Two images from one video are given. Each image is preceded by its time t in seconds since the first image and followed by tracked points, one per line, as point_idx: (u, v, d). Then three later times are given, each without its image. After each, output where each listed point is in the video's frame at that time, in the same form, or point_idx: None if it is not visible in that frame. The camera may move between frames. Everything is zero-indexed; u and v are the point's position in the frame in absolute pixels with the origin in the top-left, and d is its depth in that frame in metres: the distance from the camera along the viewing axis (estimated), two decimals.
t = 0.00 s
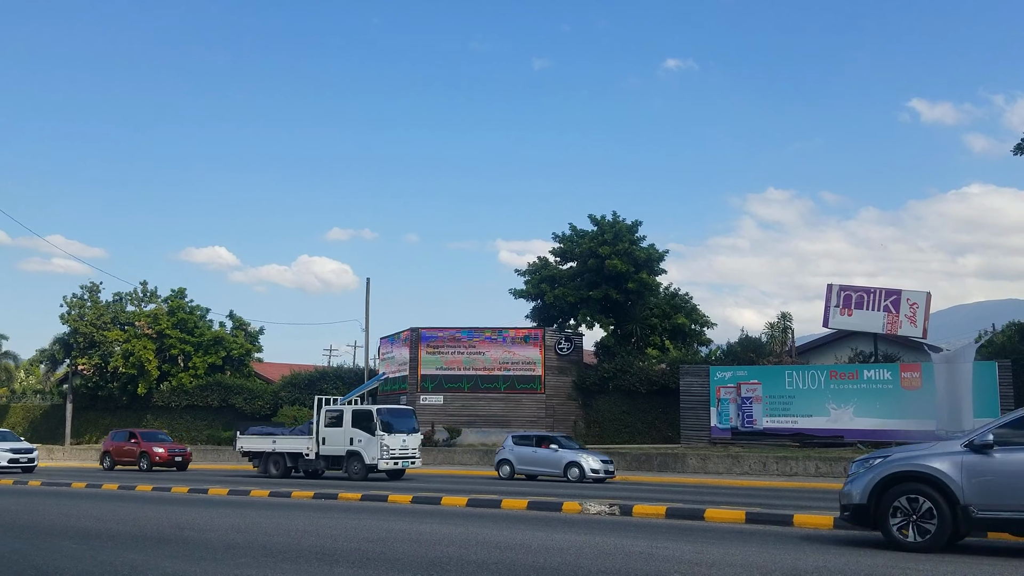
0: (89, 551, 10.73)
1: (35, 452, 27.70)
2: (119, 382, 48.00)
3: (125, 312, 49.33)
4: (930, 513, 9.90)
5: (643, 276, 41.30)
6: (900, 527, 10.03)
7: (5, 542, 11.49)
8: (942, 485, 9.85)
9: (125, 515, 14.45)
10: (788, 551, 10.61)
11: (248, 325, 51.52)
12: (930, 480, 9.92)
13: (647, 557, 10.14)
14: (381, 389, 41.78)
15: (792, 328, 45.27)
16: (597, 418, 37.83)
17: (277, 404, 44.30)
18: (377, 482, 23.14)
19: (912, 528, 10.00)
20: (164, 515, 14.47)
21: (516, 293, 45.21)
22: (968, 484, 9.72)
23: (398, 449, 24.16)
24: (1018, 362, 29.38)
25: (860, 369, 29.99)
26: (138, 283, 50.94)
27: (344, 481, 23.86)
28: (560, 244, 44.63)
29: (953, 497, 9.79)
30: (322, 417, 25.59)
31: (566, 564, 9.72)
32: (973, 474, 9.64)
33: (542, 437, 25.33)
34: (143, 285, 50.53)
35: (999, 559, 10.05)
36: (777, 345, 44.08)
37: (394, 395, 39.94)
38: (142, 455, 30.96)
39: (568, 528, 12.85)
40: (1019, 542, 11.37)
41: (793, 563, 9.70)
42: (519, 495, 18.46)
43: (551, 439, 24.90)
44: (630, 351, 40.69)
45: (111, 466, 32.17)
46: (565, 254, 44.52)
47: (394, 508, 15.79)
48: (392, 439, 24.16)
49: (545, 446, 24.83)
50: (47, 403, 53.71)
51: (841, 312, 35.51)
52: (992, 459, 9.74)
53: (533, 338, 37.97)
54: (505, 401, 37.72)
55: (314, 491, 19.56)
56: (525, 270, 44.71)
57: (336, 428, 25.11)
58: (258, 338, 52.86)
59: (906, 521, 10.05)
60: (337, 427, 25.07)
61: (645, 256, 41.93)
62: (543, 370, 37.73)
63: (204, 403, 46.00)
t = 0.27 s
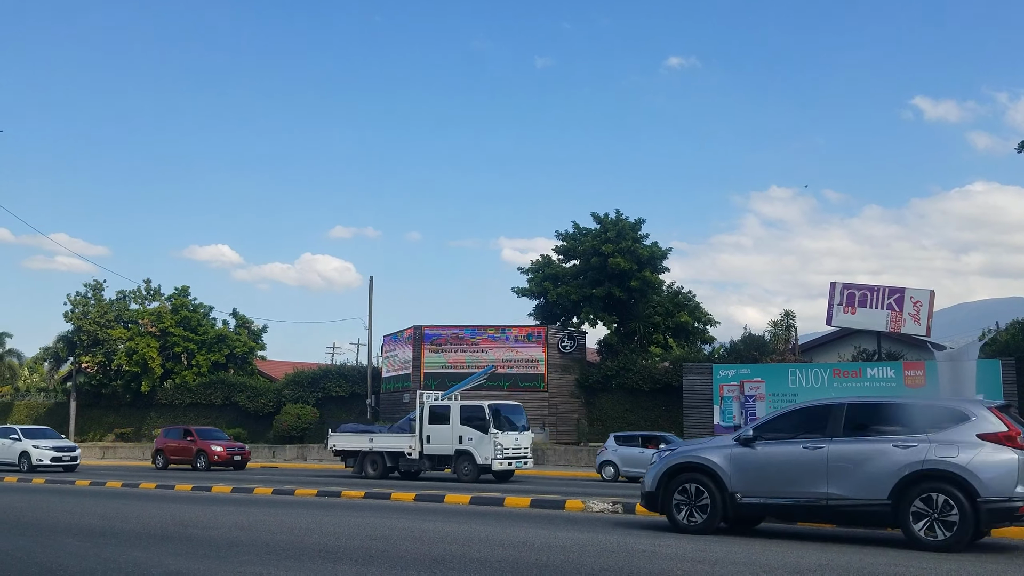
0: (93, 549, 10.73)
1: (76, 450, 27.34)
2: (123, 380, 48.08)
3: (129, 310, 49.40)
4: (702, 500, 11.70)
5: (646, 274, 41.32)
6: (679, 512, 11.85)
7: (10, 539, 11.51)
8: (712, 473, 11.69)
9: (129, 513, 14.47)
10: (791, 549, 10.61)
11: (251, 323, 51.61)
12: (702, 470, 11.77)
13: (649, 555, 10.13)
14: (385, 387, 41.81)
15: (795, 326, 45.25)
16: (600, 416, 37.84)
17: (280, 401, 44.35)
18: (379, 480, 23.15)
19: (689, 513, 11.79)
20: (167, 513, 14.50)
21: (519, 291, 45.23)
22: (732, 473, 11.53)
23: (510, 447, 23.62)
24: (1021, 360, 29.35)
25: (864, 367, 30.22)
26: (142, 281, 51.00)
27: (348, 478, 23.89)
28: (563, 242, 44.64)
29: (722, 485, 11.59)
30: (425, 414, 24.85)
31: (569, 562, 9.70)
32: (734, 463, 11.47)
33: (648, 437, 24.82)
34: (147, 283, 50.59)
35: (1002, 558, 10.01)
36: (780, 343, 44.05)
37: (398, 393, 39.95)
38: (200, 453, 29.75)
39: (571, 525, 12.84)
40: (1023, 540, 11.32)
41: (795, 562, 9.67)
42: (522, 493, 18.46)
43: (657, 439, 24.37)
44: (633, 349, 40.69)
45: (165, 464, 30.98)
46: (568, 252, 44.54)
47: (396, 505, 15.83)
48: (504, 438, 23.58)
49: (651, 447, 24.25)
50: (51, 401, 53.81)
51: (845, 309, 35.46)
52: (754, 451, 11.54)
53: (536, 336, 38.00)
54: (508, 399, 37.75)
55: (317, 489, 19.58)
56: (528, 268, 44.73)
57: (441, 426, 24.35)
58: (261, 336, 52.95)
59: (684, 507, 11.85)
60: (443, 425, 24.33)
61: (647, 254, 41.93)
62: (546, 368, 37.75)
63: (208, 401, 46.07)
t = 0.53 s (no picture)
0: (94, 548, 10.72)
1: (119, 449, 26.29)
2: (123, 380, 48.07)
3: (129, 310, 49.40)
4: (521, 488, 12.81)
5: (646, 274, 41.33)
6: (502, 500, 12.95)
7: (10, 539, 11.50)
8: (528, 465, 12.81)
9: (129, 512, 14.47)
10: (793, 549, 10.61)
11: (251, 323, 51.67)
12: (521, 462, 12.89)
13: (649, 555, 10.13)
14: (385, 387, 41.80)
15: (796, 325, 45.26)
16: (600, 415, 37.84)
17: (281, 401, 44.33)
18: (380, 479, 23.14)
19: (510, 500, 12.90)
20: (168, 512, 14.49)
21: (520, 291, 45.24)
22: (546, 465, 12.61)
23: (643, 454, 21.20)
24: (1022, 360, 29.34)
25: (865, 366, 30.07)
26: (142, 281, 50.99)
27: (348, 478, 23.90)
28: (564, 242, 44.65)
29: (536, 475, 12.70)
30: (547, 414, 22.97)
31: (570, 562, 9.70)
32: (548, 456, 12.55)
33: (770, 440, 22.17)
34: (147, 283, 50.62)
35: (1000, 558, 10.02)
36: (781, 343, 44.06)
37: (399, 392, 39.93)
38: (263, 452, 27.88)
39: (571, 524, 12.85)
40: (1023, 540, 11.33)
41: (795, 561, 9.66)
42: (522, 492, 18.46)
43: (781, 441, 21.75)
44: (634, 348, 40.70)
45: (221, 465, 28.87)
46: (569, 252, 44.56)
47: (397, 505, 15.83)
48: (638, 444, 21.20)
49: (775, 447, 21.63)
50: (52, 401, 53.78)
51: (845, 309, 35.47)
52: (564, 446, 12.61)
53: (536, 335, 37.99)
54: (508, 398, 37.76)
55: (319, 488, 19.59)
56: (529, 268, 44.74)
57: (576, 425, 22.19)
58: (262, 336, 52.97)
59: (507, 496, 12.96)
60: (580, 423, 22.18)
61: (648, 254, 41.95)
62: (546, 368, 37.74)
63: (208, 400, 46.08)
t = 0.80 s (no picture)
0: (94, 549, 10.72)
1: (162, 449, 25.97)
2: (124, 380, 48.04)
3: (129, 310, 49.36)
4: (371, 483, 14.23)
5: (646, 274, 41.33)
6: (354, 494, 14.36)
7: (11, 539, 11.51)
8: (378, 462, 14.26)
9: (129, 512, 14.47)
10: (793, 549, 10.60)
11: (252, 323, 51.68)
12: (370, 460, 14.35)
13: (649, 555, 10.13)
14: (385, 387, 41.82)
15: (796, 325, 45.27)
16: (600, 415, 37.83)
17: (281, 401, 44.32)
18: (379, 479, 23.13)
19: (361, 495, 14.30)
20: (167, 512, 14.49)
21: (520, 291, 45.24)
22: (392, 461, 14.11)
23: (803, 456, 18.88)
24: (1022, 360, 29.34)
25: (865, 366, 30.06)
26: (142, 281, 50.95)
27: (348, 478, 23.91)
28: (564, 242, 44.65)
29: (384, 471, 14.17)
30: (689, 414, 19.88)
31: (569, 562, 9.69)
32: (392, 453, 14.07)
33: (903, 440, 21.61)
34: (148, 283, 50.60)
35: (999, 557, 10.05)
36: (781, 343, 44.07)
37: (399, 392, 39.92)
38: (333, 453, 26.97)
39: (570, 525, 12.84)
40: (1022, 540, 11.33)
41: (795, 561, 9.67)
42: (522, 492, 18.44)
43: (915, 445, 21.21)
44: (634, 348, 40.69)
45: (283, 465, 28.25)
46: (569, 252, 44.56)
47: (397, 505, 15.83)
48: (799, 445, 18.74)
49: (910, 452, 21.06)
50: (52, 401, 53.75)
51: (845, 309, 35.48)
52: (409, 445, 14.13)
53: (536, 335, 37.99)
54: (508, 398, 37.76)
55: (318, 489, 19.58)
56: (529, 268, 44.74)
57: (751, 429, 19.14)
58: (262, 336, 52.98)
59: (359, 490, 14.36)
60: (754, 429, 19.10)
61: (648, 253, 41.95)
62: (546, 368, 37.73)
63: (208, 400, 46.07)
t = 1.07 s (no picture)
0: (94, 549, 10.71)
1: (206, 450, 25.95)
2: (124, 380, 48.03)
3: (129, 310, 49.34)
4: (244, 480, 15.43)
5: (646, 274, 41.33)
6: (229, 489, 15.57)
7: (12, 539, 11.51)
8: (250, 461, 15.46)
9: (129, 512, 14.46)
10: (793, 549, 10.59)
11: (252, 323, 51.68)
12: (244, 458, 15.57)
13: (649, 555, 10.13)
14: (385, 387, 41.82)
15: (796, 325, 45.28)
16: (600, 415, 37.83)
17: (281, 401, 44.32)
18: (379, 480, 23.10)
19: (235, 490, 15.52)
20: (167, 512, 14.48)
21: (519, 291, 45.23)
22: (261, 459, 15.31)
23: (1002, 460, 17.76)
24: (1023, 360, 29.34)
25: (865, 366, 30.06)
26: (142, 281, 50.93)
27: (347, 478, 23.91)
28: (564, 242, 44.65)
29: (254, 468, 15.38)
30: (863, 416, 18.86)
31: (569, 562, 9.69)
32: (261, 452, 15.26)
33: None
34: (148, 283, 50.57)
35: (999, 557, 10.06)
36: (781, 343, 44.07)
37: (399, 392, 39.91)
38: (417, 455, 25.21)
39: (570, 525, 12.83)
40: (1023, 540, 11.33)
41: (795, 561, 9.67)
42: (522, 492, 18.44)
43: None
44: (634, 348, 40.68)
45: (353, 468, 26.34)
46: (569, 252, 44.57)
47: (396, 505, 15.82)
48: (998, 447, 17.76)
49: None
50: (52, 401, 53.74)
51: (845, 309, 35.48)
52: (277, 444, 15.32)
53: (536, 335, 37.98)
54: (508, 398, 37.75)
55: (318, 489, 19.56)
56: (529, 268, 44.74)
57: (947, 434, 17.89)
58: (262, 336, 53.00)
59: (235, 486, 15.56)
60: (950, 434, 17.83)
61: (648, 254, 41.95)
62: (546, 368, 37.74)
63: (208, 400, 46.07)
